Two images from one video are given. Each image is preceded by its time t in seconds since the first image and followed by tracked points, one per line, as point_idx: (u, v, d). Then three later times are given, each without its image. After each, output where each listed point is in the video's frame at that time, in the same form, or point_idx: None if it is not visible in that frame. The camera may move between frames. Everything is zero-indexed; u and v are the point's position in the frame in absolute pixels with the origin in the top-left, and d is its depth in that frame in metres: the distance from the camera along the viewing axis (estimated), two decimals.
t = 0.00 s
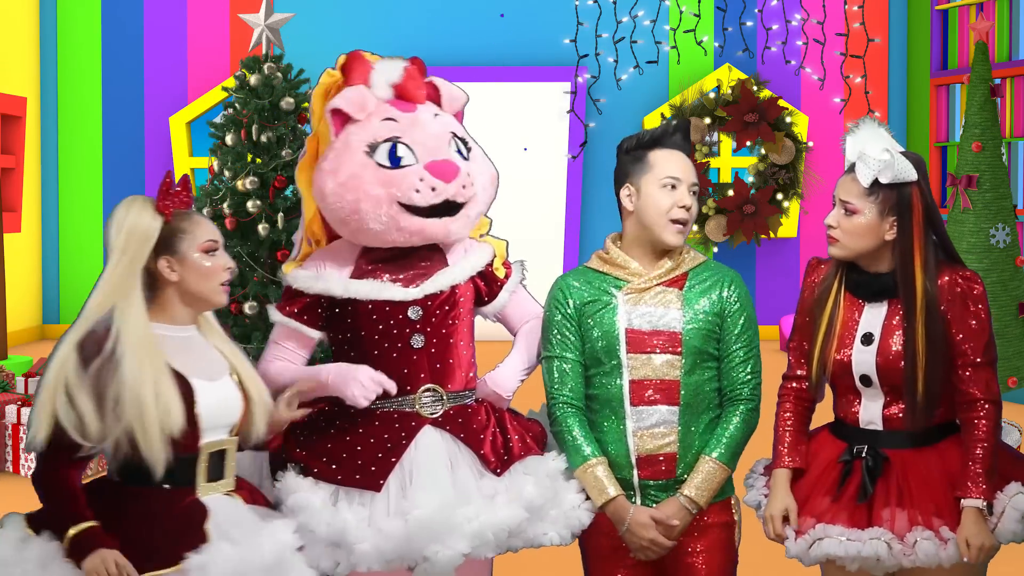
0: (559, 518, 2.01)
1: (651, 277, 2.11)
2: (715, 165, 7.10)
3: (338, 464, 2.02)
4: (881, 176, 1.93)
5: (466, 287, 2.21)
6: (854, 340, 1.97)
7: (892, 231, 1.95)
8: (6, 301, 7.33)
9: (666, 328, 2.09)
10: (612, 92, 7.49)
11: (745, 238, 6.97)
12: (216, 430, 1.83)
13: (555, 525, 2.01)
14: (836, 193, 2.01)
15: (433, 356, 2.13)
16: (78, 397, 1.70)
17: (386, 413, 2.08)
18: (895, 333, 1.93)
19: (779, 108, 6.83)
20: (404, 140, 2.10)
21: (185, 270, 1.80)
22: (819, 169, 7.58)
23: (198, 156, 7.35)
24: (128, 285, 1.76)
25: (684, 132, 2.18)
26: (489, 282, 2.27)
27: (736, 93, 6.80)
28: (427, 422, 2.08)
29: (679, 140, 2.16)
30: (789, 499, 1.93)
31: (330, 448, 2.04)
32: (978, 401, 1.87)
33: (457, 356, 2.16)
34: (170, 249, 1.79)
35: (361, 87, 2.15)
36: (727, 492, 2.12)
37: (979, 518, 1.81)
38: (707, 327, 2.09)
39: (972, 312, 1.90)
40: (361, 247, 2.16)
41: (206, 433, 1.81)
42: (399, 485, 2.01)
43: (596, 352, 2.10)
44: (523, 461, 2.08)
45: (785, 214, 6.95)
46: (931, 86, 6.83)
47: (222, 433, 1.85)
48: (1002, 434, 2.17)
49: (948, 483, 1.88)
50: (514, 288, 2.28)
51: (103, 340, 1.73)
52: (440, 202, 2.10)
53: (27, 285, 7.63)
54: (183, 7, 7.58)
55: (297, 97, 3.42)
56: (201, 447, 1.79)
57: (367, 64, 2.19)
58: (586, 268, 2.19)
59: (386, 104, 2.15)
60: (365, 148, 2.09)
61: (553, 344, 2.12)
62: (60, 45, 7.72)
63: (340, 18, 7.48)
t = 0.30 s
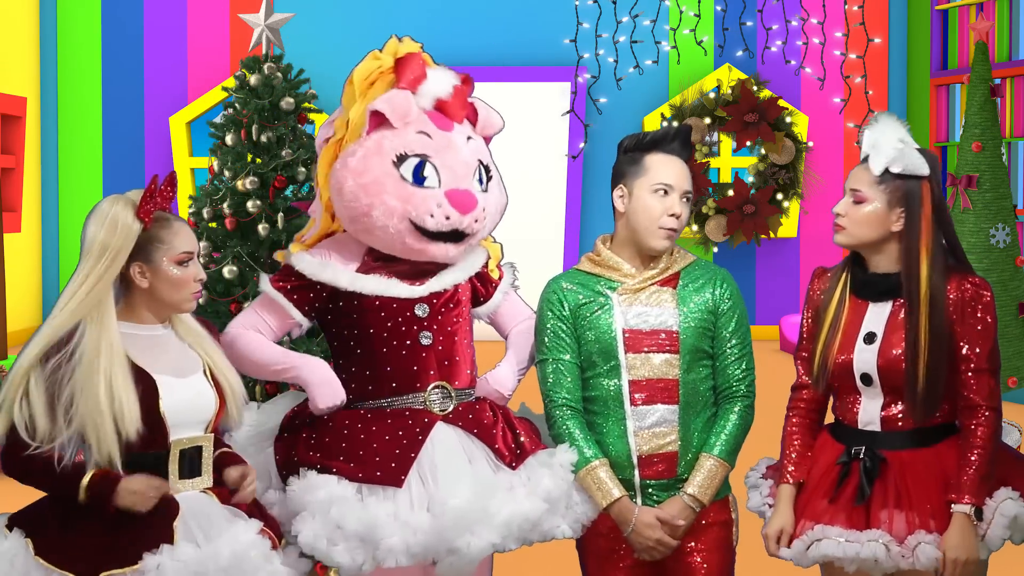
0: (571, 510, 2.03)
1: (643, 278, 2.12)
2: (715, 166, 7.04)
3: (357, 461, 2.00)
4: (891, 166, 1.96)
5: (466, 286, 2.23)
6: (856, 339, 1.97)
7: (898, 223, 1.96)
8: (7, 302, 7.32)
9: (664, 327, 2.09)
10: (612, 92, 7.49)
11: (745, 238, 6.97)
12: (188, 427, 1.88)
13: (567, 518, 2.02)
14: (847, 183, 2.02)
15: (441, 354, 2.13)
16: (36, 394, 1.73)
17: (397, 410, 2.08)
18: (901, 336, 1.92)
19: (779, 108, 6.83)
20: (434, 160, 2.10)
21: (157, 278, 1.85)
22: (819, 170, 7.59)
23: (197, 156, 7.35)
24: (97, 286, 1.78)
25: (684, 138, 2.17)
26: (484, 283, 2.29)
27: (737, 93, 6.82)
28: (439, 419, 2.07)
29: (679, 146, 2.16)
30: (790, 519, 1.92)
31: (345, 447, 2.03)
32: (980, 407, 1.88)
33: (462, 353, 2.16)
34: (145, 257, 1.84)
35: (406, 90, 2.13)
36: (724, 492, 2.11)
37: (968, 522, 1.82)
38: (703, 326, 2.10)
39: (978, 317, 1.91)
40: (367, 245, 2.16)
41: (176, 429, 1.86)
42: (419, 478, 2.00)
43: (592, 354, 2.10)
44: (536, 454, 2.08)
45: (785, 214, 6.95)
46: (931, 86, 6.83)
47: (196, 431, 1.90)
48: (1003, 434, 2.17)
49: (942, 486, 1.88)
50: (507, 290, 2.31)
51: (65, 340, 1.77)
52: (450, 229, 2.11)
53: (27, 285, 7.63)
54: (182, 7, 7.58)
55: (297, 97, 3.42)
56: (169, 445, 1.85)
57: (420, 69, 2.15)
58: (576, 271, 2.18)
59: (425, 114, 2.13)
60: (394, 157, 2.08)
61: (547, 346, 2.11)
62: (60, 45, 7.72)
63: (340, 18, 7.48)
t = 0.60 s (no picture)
0: (566, 515, 2.03)
1: (640, 279, 2.11)
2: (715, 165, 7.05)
3: (355, 467, 2.00)
4: (926, 162, 1.96)
5: (465, 289, 2.23)
6: (860, 340, 1.97)
7: (926, 217, 1.96)
8: (7, 302, 7.33)
9: (656, 327, 2.09)
10: (612, 92, 7.49)
11: (745, 238, 6.97)
12: (199, 423, 1.88)
13: (562, 523, 2.03)
14: (869, 175, 1.97)
15: (438, 358, 2.14)
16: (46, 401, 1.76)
17: (393, 415, 2.09)
18: (909, 340, 1.92)
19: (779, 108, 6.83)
20: (434, 162, 2.10)
21: (151, 281, 1.83)
22: (819, 170, 7.59)
23: (197, 156, 7.35)
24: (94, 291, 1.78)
25: (664, 137, 2.14)
26: (486, 283, 2.29)
27: (736, 93, 6.82)
28: (435, 423, 2.08)
29: (662, 145, 2.13)
30: (795, 541, 1.91)
31: (340, 453, 2.03)
32: (975, 411, 1.87)
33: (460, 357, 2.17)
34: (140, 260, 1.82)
35: (405, 91, 2.13)
36: (721, 491, 2.11)
37: (966, 527, 1.83)
38: (697, 325, 2.10)
39: (977, 325, 1.91)
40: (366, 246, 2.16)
41: (186, 426, 1.86)
42: (414, 485, 2.00)
43: (586, 353, 2.10)
44: (531, 462, 2.07)
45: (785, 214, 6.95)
46: (931, 86, 6.83)
47: (207, 427, 1.90)
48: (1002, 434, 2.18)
49: (943, 485, 1.88)
50: (508, 290, 2.31)
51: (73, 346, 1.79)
52: (451, 231, 2.11)
53: (28, 285, 7.64)
54: (182, 7, 7.58)
55: (297, 97, 3.42)
56: (180, 440, 1.85)
57: (418, 70, 2.15)
58: (572, 272, 2.18)
59: (425, 115, 2.13)
60: (394, 158, 2.09)
61: (543, 346, 2.12)
62: (60, 45, 7.73)
63: (340, 17, 7.48)
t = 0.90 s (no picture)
0: (557, 522, 2.01)
1: (642, 277, 2.11)
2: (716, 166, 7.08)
3: (336, 468, 2.04)
4: (923, 164, 1.97)
5: (465, 290, 2.22)
6: (861, 340, 1.96)
7: (922, 217, 1.97)
8: (7, 302, 7.34)
9: (653, 327, 2.09)
10: (612, 92, 7.50)
11: (745, 238, 6.97)
12: (205, 421, 1.87)
13: (553, 530, 2.01)
14: (869, 177, 1.97)
15: (430, 360, 2.15)
16: (55, 390, 1.75)
17: (382, 417, 2.11)
18: (909, 340, 1.92)
19: (779, 108, 6.82)
20: (405, 158, 2.09)
21: (151, 274, 1.82)
22: (819, 170, 7.59)
23: (198, 156, 7.35)
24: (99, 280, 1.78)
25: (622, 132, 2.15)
26: (489, 285, 2.28)
27: (736, 93, 6.83)
28: (423, 426, 2.09)
29: (625, 139, 2.14)
30: (798, 542, 1.90)
31: (326, 454, 2.06)
32: (975, 407, 1.88)
33: (454, 360, 2.17)
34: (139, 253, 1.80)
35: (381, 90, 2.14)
36: (720, 492, 2.11)
37: (972, 524, 1.83)
38: (696, 328, 2.09)
39: (978, 324, 1.92)
40: (358, 249, 2.18)
41: (192, 424, 1.85)
42: (396, 487, 2.02)
43: (588, 351, 2.11)
44: (519, 467, 2.08)
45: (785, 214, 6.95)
46: (931, 85, 6.83)
47: (213, 425, 1.89)
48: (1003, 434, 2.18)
49: (947, 481, 1.88)
50: (514, 292, 2.30)
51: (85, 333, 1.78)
52: (423, 228, 2.09)
53: (27, 285, 7.64)
54: (182, 7, 7.58)
55: (297, 96, 3.42)
56: (186, 438, 1.84)
57: (396, 69, 2.16)
58: (582, 269, 2.19)
59: (402, 112, 2.14)
60: (366, 157, 2.09)
61: (548, 344, 2.14)
62: (60, 45, 7.72)
63: (340, 17, 7.48)
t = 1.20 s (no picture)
0: (554, 523, 2.00)
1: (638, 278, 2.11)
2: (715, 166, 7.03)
3: (329, 467, 2.04)
4: (914, 164, 1.97)
5: (465, 290, 2.23)
6: (856, 341, 1.96)
7: (915, 217, 1.97)
8: (7, 302, 7.34)
9: (649, 329, 2.09)
10: (612, 92, 7.50)
11: (745, 238, 6.97)
12: (184, 423, 1.88)
13: (549, 531, 1.99)
14: (863, 173, 1.97)
15: (425, 360, 2.15)
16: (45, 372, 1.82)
17: (377, 417, 2.12)
18: (903, 341, 1.92)
19: (779, 108, 6.82)
20: (360, 169, 2.10)
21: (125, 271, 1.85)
22: (819, 170, 7.59)
23: (198, 156, 7.36)
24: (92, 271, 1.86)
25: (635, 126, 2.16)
26: (492, 285, 2.28)
27: (736, 93, 6.83)
28: (418, 426, 2.09)
29: (634, 134, 2.16)
30: (793, 542, 1.90)
31: (319, 452, 2.07)
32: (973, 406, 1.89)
33: (451, 361, 2.17)
34: (117, 247, 1.85)
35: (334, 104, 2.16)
36: (720, 492, 2.11)
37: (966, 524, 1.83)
38: (695, 329, 2.08)
39: (974, 323, 1.92)
40: (347, 259, 2.18)
41: (168, 425, 1.86)
42: (387, 486, 2.02)
43: (587, 349, 2.13)
44: (512, 468, 2.07)
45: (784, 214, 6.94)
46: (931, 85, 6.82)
47: (194, 427, 1.89)
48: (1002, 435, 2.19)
49: (944, 481, 1.88)
50: (518, 291, 2.30)
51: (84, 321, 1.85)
52: (391, 234, 2.09)
53: (27, 285, 7.65)
54: (182, 7, 7.57)
55: (297, 96, 3.41)
56: (162, 439, 1.85)
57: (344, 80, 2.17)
58: (587, 267, 2.21)
59: (358, 121, 2.15)
60: (326, 174, 2.12)
61: (550, 343, 2.17)
62: (60, 45, 7.73)
63: (340, 16, 7.48)
